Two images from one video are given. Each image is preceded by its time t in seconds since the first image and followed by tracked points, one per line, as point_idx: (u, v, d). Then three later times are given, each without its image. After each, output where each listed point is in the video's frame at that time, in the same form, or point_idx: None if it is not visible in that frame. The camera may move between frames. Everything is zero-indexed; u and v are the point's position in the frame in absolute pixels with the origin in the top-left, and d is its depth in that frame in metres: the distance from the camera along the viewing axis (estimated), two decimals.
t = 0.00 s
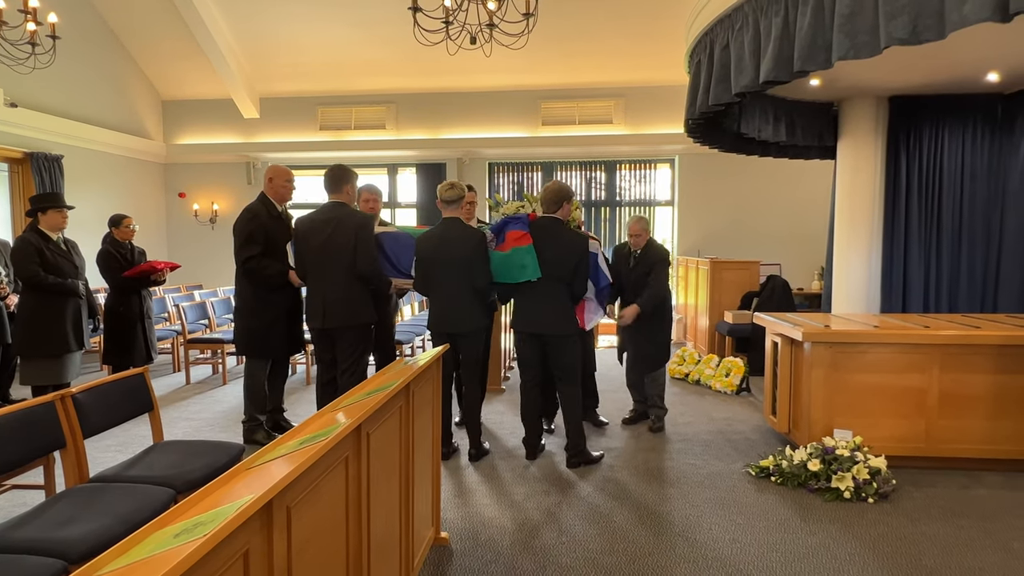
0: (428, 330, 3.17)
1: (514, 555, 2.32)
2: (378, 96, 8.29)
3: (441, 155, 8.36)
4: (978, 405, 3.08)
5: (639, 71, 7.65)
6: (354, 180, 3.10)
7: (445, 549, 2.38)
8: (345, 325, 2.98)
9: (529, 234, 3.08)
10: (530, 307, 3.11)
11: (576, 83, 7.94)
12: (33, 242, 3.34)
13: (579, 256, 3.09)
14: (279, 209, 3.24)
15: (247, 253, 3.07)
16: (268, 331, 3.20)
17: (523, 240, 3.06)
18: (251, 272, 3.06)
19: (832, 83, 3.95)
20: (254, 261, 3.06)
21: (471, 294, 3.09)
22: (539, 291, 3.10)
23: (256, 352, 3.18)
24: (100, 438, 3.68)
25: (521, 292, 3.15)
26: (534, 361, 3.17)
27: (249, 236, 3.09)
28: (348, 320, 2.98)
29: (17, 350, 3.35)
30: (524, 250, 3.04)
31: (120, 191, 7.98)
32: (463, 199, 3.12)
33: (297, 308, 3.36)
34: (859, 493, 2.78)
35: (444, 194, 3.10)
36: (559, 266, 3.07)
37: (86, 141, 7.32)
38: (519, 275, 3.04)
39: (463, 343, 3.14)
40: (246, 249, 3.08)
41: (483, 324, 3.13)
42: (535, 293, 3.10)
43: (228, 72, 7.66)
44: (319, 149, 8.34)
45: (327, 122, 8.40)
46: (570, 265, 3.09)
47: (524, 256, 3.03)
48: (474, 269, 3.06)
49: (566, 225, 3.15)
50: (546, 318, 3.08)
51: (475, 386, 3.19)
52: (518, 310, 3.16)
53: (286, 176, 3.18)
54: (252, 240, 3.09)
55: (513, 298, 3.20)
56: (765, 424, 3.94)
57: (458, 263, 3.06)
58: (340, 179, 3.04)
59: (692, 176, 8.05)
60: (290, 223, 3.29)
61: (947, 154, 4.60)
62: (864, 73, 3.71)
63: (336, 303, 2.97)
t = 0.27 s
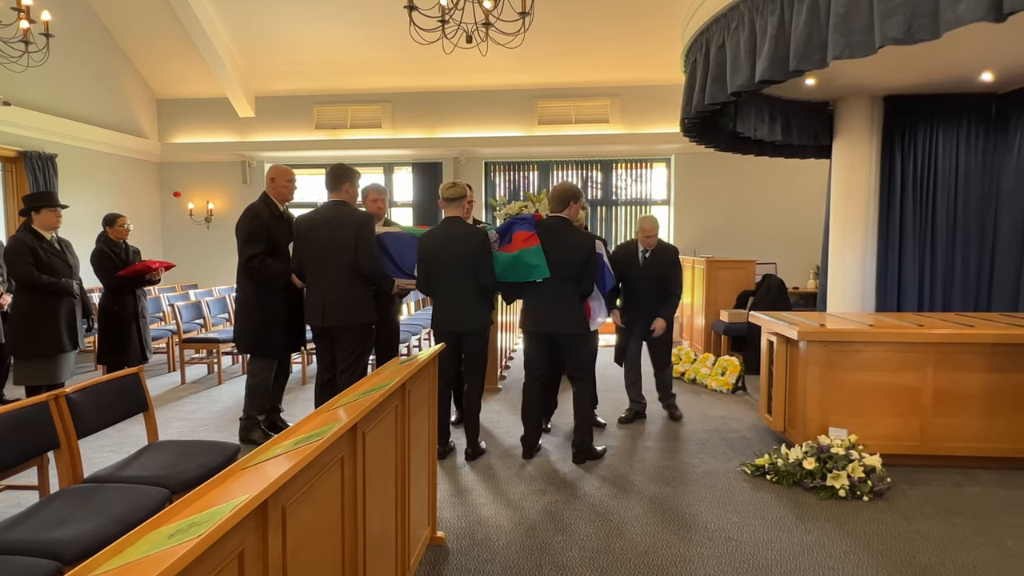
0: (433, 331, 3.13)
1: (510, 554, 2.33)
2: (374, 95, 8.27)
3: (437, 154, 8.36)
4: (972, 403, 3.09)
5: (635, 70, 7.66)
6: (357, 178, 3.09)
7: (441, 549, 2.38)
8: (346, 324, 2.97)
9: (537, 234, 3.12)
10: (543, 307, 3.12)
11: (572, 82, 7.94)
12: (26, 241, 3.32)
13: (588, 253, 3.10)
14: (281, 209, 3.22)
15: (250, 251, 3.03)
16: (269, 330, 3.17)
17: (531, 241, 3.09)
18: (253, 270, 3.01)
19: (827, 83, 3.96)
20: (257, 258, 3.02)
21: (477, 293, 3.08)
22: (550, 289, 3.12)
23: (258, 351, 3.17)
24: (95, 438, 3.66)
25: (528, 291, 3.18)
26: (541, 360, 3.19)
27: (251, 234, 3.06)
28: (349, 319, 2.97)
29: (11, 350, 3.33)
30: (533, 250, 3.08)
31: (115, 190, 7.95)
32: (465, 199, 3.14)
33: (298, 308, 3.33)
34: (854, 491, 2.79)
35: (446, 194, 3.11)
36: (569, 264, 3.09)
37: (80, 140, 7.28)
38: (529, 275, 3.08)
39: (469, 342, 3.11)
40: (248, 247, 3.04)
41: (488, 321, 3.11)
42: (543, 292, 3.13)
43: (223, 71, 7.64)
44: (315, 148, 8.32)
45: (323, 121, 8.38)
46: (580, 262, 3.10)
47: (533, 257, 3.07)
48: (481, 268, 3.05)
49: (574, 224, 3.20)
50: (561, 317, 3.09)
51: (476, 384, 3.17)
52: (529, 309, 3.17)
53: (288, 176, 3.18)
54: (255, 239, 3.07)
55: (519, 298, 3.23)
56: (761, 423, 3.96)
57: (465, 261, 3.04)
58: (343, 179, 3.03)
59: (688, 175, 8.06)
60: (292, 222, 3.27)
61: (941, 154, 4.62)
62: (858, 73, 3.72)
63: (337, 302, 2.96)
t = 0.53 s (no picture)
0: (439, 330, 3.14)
1: (505, 553, 2.33)
2: (369, 94, 8.26)
3: (433, 153, 8.35)
4: (965, 401, 3.11)
5: (630, 69, 7.67)
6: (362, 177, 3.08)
7: (437, 548, 2.38)
8: (348, 324, 2.97)
9: (547, 234, 3.14)
10: (552, 305, 3.11)
11: (568, 81, 7.94)
12: (19, 241, 3.30)
13: (597, 253, 3.13)
14: (282, 208, 3.20)
15: (254, 251, 3.01)
16: (271, 329, 3.16)
17: (541, 241, 3.10)
18: (256, 270, 3.00)
19: (822, 82, 3.97)
20: (261, 259, 3.00)
21: (484, 292, 3.09)
22: (560, 288, 3.12)
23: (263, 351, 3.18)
24: (89, 438, 3.65)
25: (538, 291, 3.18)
26: (551, 359, 3.16)
27: (254, 234, 3.03)
28: (351, 319, 2.97)
29: (4, 350, 3.31)
30: (543, 250, 3.08)
31: (109, 189, 7.90)
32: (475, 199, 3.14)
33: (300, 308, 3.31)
34: (848, 489, 2.80)
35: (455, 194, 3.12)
36: (579, 263, 3.10)
37: (73, 139, 7.25)
38: (540, 275, 3.08)
39: (479, 341, 3.11)
40: (251, 247, 3.02)
41: (490, 322, 3.11)
42: (553, 291, 3.12)
43: (218, 70, 7.60)
44: (310, 147, 8.30)
45: (318, 120, 8.35)
46: (589, 261, 3.12)
47: (543, 256, 3.07)
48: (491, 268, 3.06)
49: (583, 224, 3.22)
50: (570, 317, 3.07)
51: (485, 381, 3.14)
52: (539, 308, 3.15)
53: (289, 175, 3.15)
54: (257, 238, 3.04)
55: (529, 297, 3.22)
56: (756, 421, 3.97)
57: (476, 261, 3.05)
58: (347, 178, 3.02)
59: (683, 174, 8.08)
60: (292, 222, 3.25)
61: (935, 153, 4.64)
62: (853, 72, 3.74)
63: (340, 302, 2.95)
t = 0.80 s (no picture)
0: (449, 329, 3.15)
1: (500, 553, 2.33)
2: (364, 94, 8.24)
3: (427, 153, 8.34)
4: (956, 400, 3.13)
5: (625, 69, 7.68)
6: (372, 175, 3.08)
7: (432, 548, 2.38)
8: (349, 325, 2.95)
9: (554, 235, 3.13)
10: (559, 305, 3.10)
11: (563, 81, 7.95)
12: (11, 240, 3.29)
13: (606, 253, 3.16)
14: (284, 209, 3.20)
15: (259, 251, 3.01)
16: (276, 328, 3.16)
17: (549, 242, 3.11)
18: (261, 270, 3.01)
19: (816, 83, 3.99)
20: (267, 259, 3.01)
21: (496, 291, 3.10)
22: (568, 289, 3.11)
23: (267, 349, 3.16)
24: (82, 438, 3.63)
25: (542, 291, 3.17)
26: (556, 359, 3.17)
27: (258, 234, 3.03)
28: (354, 320, 2.95)
29: None
30: (551, 251, 3.09)
31: (102, 188, 7.86)
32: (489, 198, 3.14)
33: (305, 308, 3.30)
34: (841, 488, 2.82)
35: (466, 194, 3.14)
36: (586, 262, 3.11)
37: (66, 138, 7.20)
38: (548, 276, 3.09)
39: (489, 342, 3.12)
40: (256, 248, 3.02)
41: (504, 320, 3.14)
42: (561, 291, 3.11)
43: (212, 69, 7.57)
44: (304, 147, 8.27)
45: (313, 119, 8.32)
46: (600, 262, 3.14)
47: (551, 258, 3.08)
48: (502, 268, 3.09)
49: (589, 223, 3.21)
50: (577, 316, 3.08)
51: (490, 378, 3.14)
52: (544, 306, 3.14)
53: (291, 175, 3.15)
54: (262, 240, 3.05)
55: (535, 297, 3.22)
56: (750, 420, 3.99)
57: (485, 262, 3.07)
58: (355, 177, 3.01)
59: (678, 174, 8.10)
60: (296, 223, 3.25)
61: (928, 154, 4.67)
62: (846, 73, 3.76)
63: (342, 302, 2.94)
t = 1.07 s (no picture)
0: (449, 329, 3.16)
1: (495, 552, 2.33)
2: (359, 92, 8.22)
3: (422, 152, 8.33)
4: (947, 399, 3.15)
5: (620, 69, 7.69)
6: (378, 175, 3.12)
7: (427, 547, 2.38)
8: (357, 325, 2.96)
9: (559, 235, 3.13)
10: (560, 305, 3.12)
11: (558, 80, 7.95)
12: (3, 240, 3.27)
13: (610, 254, 3.15)
14: (287, 207, 2.99)
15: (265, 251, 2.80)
16: (280, 333, 2.92)
17: (553, 242, 3.11)
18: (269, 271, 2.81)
19: (809, 83, 4.00)
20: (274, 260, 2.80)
21: (496, 292, 3.11)
22: (571, 290, 3.12)
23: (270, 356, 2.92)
24: (74, 439, 3.61)
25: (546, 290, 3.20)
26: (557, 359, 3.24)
27: (264, 234, 2.82)
28: (359, 320, 2.95)
29: None
30: (555, 252, 3.09)
31: (95, 187, 7.82)
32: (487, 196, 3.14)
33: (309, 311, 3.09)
34: (834, 486, 2.84)
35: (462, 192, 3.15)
36: (589, 263, 3.12)
37: (58, 137, 7.15)
38: (552, 276, 3.10)
39: (488, 341, 3.12)
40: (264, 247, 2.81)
41: (504, 321, 3.14)
42: (564, 291, 3.13)
43: (206, 67, 7.54)
44: (299, 146, 8.24)
45: (308, 118, 8.30)
46: (601, 262, 3.14)
47: (555, 258, 3.09)
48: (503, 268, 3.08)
49: (594, 223, 3.22)
50: (576, 316, 3.09)
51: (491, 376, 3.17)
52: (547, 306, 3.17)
53: (295, 172, 2.95)
54: (268, 239, 2.84)
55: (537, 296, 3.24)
56: (744, 419, 4.00)
57: (486, 262, 3.07)
58: (364, 177, 3.05)
59: (673, 173, 8.11)
60: (298, 222, 3.05)
61: (921, 154, 4.69)
62: (840, 73, 3.77)
63: (350, 303, 2.94)
